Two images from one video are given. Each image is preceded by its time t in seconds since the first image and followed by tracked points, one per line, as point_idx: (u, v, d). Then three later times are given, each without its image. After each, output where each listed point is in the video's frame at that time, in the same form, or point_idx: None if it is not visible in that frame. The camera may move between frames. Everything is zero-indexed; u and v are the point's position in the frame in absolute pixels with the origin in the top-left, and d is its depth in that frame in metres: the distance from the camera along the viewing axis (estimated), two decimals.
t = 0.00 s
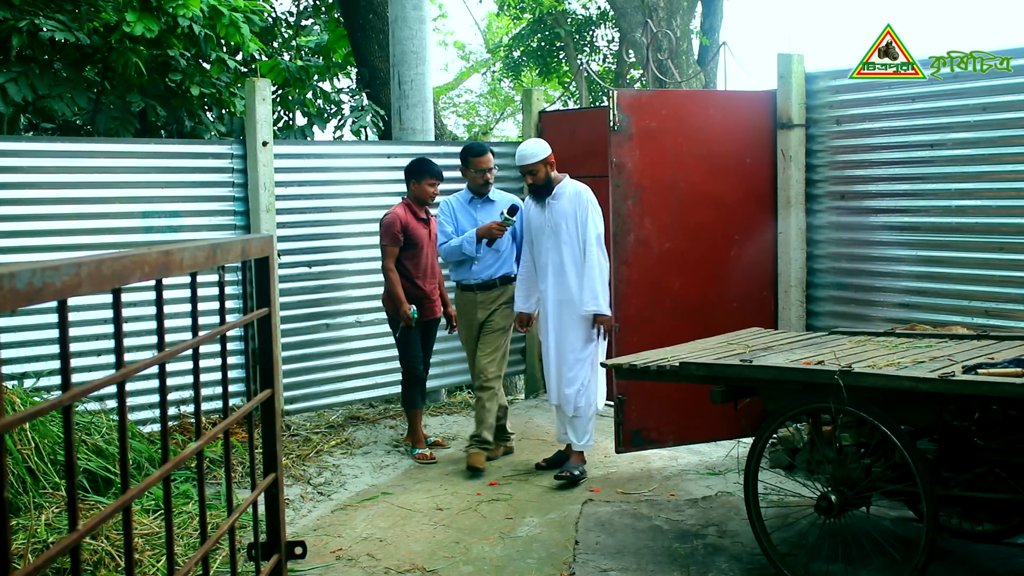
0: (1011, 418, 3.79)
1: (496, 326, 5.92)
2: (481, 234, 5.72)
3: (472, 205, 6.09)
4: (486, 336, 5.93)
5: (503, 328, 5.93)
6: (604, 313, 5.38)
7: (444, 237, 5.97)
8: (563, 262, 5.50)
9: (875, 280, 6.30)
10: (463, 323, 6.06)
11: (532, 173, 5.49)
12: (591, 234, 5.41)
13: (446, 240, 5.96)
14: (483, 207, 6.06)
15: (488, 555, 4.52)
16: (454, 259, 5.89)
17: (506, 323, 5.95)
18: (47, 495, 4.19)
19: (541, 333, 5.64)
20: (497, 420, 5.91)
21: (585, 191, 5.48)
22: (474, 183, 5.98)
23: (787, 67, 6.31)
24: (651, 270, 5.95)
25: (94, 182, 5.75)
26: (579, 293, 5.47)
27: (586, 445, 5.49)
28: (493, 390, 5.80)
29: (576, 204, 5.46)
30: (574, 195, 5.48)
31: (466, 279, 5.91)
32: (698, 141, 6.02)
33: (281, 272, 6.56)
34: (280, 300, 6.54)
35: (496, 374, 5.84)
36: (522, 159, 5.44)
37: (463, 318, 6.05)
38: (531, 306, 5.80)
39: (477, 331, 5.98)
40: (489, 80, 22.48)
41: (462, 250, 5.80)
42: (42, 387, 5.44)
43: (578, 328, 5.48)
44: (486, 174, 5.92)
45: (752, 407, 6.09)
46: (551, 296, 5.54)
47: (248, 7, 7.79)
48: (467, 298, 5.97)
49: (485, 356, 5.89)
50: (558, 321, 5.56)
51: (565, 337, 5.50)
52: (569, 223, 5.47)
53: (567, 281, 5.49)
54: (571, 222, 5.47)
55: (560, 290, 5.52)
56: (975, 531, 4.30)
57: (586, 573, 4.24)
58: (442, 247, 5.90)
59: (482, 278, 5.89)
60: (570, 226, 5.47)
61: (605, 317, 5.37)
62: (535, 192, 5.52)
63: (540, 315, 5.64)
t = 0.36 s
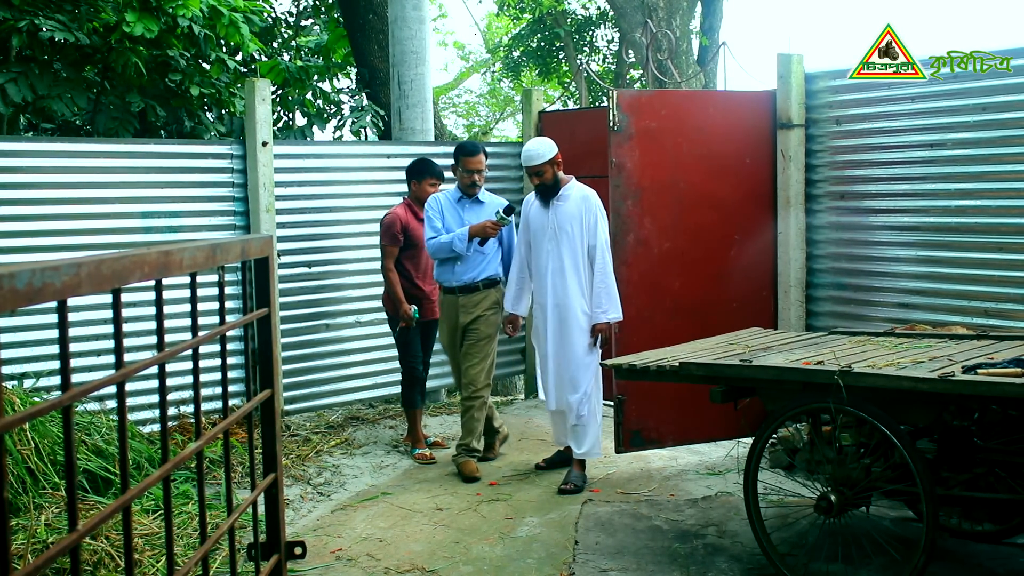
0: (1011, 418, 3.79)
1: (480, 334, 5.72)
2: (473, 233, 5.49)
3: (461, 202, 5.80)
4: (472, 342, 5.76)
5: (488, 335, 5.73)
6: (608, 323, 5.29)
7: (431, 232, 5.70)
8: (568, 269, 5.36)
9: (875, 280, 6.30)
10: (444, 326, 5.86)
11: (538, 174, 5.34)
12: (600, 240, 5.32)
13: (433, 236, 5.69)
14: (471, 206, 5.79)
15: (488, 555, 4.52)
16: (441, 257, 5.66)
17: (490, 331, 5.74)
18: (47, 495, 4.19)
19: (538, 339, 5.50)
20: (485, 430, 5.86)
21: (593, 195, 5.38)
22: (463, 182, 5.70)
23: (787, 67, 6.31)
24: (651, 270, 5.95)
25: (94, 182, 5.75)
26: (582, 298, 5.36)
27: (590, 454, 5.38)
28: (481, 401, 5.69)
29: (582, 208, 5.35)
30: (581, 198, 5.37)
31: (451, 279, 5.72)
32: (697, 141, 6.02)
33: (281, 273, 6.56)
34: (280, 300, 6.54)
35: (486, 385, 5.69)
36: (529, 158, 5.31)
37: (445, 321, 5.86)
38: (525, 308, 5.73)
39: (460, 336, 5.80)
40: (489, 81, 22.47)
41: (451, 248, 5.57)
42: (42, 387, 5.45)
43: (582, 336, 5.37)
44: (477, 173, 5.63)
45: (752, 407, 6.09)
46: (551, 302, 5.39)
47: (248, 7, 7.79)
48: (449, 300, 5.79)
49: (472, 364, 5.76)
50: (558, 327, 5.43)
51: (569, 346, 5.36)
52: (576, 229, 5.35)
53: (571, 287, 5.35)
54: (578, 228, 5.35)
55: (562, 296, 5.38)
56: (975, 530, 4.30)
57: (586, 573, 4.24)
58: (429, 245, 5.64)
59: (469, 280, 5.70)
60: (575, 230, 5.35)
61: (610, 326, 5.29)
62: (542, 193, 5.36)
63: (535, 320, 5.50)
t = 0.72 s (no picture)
0: (1011, 418, 3.79)
1: (480, 341, 5.57)
2: (467, 234, 5.29)
3: (451, 202, 5.59)
4: (467, 347, 5.59)
5: (486, 341, 5.59)
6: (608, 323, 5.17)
7: (424, 234, 5.48)
8: (569, 270, 5.34)
9: (874, 280, 6.30)
10: (431, 325, 5.57)
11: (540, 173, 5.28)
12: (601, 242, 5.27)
13: (426, 239, 5.48)
14: (462, 205, 5.59)
15: (488, 555, 4.52)
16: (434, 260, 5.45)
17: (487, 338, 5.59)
18: (47, 495, 4.19)
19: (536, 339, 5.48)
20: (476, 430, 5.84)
21: (596, 195, 5.32)
22: (454, 181, 5.51)
23: (787, 68, 6.30)
24: (651, 271, 5.95)
25: (94, 182, 5.76)
26: (582, 299, 5.32)
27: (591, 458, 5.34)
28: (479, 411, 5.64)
29: (585, 208, 5.31)
30: (584, 197, 5.33)
31: (444, 283, 5.52)
32: (697, 141, 6.02)
33: (281, 273, 6.56)
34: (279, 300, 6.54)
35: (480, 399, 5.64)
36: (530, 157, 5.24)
37: (432, 319, 5.58)
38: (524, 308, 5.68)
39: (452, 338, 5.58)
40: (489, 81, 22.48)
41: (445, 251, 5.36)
42: (42, 387, 5.45)
43: (581, 337, 5.32)
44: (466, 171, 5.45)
45: (751, 407, 6.09)
46: (551, 301, 5.37)
47: (248, 7, 7.79)
48: (442, 301, 5.54)
49: (468, 369, 5.62)
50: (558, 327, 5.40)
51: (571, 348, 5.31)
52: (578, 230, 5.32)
53: (572, 288, 5.33)
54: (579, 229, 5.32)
55: (562, 296, 5.35)
56: (974, 531, 4.30)
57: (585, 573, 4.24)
58: (423, 247, 5.42)
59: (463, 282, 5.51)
60: (577, 230, 5.33)
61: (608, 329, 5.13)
62: (543, 192, 5.34)
63: (534, 320, 5.48)
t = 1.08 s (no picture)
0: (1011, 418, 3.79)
1: (474, 348, 5.46)
2: (463, 238, 5.08)
3: (438, 207, 5.43)
4: (459, 354, 5.44)
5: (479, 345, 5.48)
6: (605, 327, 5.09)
7: (415, 243, 5.30)
8: (561, 274, 5.19)
9: (874, 280, 6.30)
10: (423, 334, 5.35)
11: (529, 171, 5.13)
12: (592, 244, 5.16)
13: (418, 247, 5.29)
14: (450, 209, 5.43)
15: (488, 555, 4.52)
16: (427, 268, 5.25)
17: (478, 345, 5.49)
18: (47, 495, 4.19)
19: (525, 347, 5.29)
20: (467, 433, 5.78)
21: (586, 197, 5.21)
22: (440, 185, 5.30)
23: (787, 68, 6.30)
24: (651, 271, 5.95)
25: (94, 182, 5.76)
26: (575, 305, 5.18)
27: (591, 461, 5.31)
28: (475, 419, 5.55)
29: (576, 211, 5.18)
30: (574, 199, 5.19)
31: (439, 291, 5.32)
32: (697, 141, 6.02)
33: (281, 273, 6.56)
34: (280, 301, 6.55)
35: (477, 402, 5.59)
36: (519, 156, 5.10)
37: (423, 328, 5.35)
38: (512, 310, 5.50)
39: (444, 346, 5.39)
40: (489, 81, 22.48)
41: (441, 257, 5.16)
42: (42, 387, 5.45)
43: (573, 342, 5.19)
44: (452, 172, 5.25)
45: (751, 407, 6.09)
46: (543, 309, 5.19)
47: (248, 7, 7.80)
48: (436, 309, 5.33)
49: (461, 376, 5.47)
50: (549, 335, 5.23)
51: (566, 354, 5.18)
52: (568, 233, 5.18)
53: (565, 294, 5.18)
54: (569, 233, 5.18)
55: (554, 303, 5.19)
56: (974, 531, 4.30)
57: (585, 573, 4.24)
58: (415, 255, 5.22)
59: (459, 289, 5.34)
60: (568, 234, 5.18)
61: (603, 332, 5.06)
62: (532, 192, 5.17)
63: (522, 328, 5.28)
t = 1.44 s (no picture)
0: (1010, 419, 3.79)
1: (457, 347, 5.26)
2: (441, 239, 4.89)
3: (412, 207, 5.22)
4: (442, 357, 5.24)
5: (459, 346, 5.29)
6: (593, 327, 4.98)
7: (390, 244, 5.07)
8: (547, 274, 4.98)
9: (874, 281, 6.31)
10: (402, 343, 5.12)
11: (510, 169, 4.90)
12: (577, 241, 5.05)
13: (392, 249, 5.06)
14: (425, 208, 5.22)
15: (487, 556, 4.52)
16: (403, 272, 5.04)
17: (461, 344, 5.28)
18: (47, 496, 4.19)
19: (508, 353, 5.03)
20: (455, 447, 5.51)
21: (566, 195, 5.08)
22: (414, 184, 5.10)
23: (786, 69, 6.31)
24: (650, 272, 5.95)
25: (94, 183, 5.76)
26: (561, 306, 5.00)
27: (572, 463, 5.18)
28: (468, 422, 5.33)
29: (559, 209, 5.03)
30: (556, 197, 5.05)
31: (417, 295, 5.12)
32: (696, 142, 6.03)
33: (281, 274, 6.57)
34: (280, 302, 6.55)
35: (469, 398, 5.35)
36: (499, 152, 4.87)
37: (402, 337, 5.12)
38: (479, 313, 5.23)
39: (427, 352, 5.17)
40: (488, 82, 22.49)
41: (418, 260, 4.96)
42: (43, 389, 5.45)
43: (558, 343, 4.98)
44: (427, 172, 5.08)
45: (750, 408, 6.09)
46: (529, 311, 4.96)
47: (247, 8, 7.81)
48: (415, 314, 5.10)
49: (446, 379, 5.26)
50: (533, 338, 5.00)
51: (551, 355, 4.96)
52: (553, 231, 5.01)
53: (551, 294, 4.97)
54: (554, 230, 5.02)
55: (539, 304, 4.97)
56: (973, 531, 4.30)
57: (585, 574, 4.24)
58: (391, 258, 5.01)
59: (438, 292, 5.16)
60: (553, 232, 5.01)
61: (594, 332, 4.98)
62: (512, 192, 4.96)
63: (506, 332, 5.01)
